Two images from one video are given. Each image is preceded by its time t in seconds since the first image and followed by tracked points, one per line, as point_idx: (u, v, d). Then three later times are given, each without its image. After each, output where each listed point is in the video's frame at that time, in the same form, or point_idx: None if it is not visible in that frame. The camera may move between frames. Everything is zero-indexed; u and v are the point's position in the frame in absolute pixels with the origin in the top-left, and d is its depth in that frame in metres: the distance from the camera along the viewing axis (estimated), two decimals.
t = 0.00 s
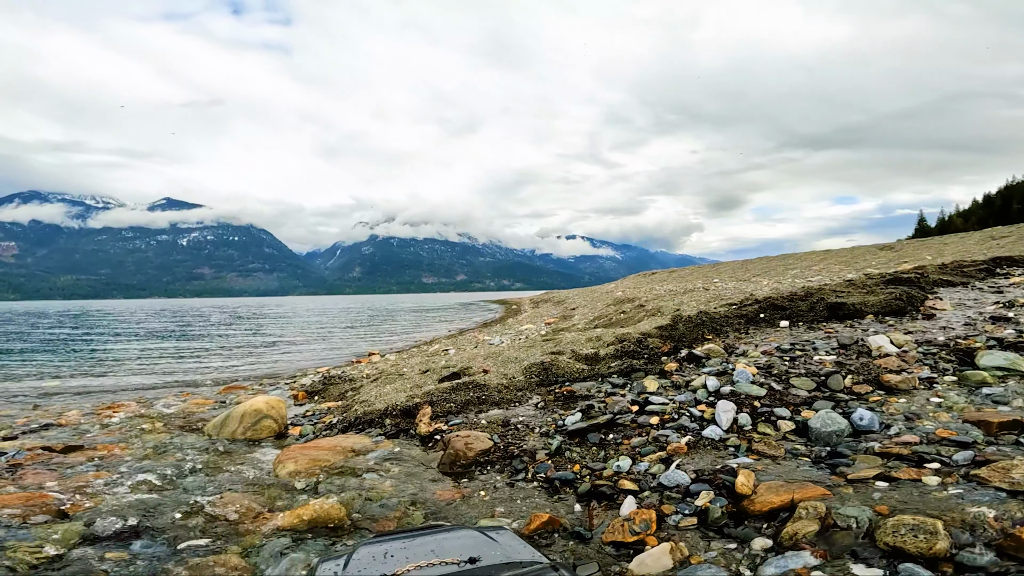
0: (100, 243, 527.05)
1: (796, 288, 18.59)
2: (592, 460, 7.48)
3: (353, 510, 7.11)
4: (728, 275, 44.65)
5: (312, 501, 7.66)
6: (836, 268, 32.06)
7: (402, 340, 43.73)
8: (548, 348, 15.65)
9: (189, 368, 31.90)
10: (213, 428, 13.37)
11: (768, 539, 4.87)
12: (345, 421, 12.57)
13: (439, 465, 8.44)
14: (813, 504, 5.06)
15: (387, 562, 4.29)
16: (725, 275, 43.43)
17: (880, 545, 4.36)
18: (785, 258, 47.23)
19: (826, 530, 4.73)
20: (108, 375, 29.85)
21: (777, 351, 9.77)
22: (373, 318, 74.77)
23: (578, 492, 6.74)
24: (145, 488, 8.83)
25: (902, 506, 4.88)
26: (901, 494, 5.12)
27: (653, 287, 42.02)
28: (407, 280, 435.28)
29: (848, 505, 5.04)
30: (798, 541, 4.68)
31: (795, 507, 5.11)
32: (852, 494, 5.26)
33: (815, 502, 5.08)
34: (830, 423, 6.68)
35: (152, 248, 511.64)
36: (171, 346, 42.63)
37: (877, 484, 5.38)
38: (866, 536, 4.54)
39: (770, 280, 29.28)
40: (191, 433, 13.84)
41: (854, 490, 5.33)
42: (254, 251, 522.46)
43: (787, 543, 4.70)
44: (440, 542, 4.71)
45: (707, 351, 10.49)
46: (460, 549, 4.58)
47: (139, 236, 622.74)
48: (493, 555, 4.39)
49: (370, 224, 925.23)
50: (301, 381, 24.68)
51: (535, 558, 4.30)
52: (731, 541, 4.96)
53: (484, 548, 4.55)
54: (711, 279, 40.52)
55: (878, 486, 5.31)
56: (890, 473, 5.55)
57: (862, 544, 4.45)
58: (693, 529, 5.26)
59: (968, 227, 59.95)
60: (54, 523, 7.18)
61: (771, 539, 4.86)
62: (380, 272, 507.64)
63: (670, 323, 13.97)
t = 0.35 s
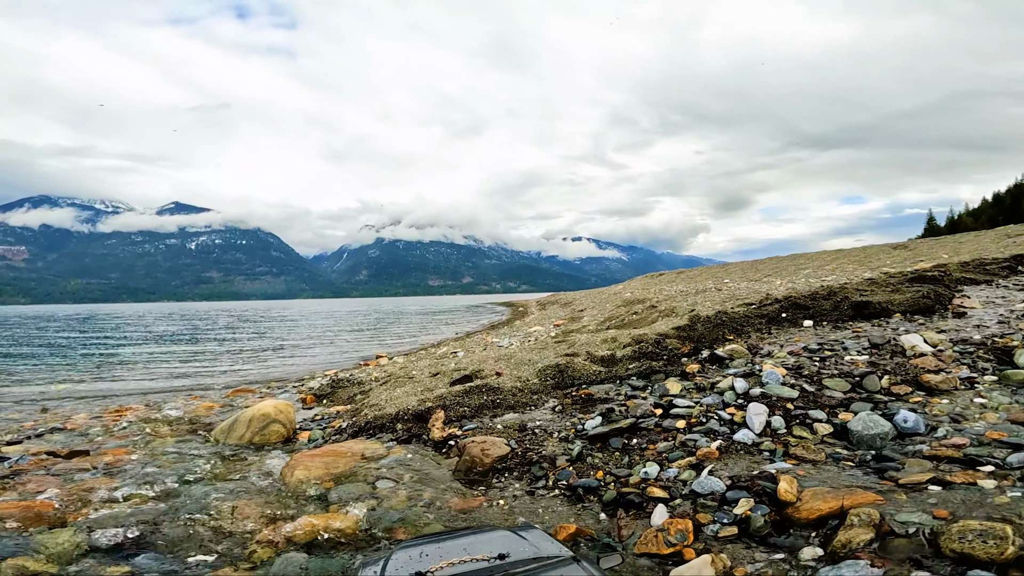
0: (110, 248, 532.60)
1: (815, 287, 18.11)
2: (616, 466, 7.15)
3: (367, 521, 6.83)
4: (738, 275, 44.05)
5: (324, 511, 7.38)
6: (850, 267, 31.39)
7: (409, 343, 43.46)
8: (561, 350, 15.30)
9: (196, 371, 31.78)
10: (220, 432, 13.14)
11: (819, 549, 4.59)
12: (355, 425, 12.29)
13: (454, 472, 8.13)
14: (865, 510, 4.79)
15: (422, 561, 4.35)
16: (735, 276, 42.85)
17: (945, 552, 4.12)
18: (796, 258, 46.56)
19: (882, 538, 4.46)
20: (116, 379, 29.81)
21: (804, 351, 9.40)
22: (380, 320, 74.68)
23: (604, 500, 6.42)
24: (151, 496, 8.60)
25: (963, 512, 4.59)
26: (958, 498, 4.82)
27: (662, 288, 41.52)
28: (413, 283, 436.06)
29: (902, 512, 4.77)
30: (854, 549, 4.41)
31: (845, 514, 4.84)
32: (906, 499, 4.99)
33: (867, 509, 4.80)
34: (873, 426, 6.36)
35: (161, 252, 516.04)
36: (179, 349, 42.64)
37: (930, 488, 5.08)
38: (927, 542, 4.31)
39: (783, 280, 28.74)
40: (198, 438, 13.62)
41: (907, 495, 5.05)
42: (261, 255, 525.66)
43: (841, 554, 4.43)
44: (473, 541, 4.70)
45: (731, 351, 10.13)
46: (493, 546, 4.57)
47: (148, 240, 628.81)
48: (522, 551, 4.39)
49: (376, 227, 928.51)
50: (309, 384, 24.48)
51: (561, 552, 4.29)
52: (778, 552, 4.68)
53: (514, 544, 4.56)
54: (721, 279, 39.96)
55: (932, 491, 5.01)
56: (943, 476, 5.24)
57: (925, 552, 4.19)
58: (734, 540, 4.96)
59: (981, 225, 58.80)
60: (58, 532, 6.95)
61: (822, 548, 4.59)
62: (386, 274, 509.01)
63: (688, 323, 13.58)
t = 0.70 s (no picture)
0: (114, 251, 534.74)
1: (829, 287, 17.69)
2: (636, 473, 6.84)
3: (375, 533, 6.50)
4: (744, 275, 43.56)
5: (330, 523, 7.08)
6: (859, 267, 30.89)
7: (412, 345, 43.15)
8: (570, 352, 14.95)
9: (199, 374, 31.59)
10: (221, 438, 12.85)
11: (868, 560, 4.34)
12: (360, 431, 11.99)
13: (464, 480, 7.81)
14: (916, 519, 4.52)
15: (449, 558, 4.30)
16: (741, 276, 42.40)
17: (1006, 560, 3.89)
18: (803, 258, 46.05)
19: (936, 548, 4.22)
20: (117, 382, 29.64)
21: (828, 352, 9.08)
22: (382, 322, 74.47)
23: (625, 510, 6.10)
24: (149, 507, 8.32)
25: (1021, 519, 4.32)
26: (1013, 505, 4.54)
27: (667, 288, 41.10)
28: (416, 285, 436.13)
29: (955, 519, 4.50)
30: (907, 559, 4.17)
31: (894, 524, 4.58)
32: (956, 507, 4.70)
33: (918, 517, 4.52)
34: (911, 430, 6.08)
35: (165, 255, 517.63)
36: (181, 352, 42.46)
37: (982, 495, 4.78)
38: (985, 550, 4.06)
39: (792, 280, 28.29)
40: (199, 444, 13.34)
41: (957, 502, 4.77)
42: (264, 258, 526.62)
43: (892, 564, 4.18)
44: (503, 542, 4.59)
45: (750, 353, 9.81)
46: (520, 544, 4.50)
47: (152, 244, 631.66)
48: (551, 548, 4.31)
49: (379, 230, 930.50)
50: (312, 387, 24.21)
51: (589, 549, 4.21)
52: (823, 565, 4.42)
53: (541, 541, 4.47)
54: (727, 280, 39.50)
55: (984, 498, 4.72)
56: (994, 482, 4.94)
57: (983, 562, 3.95)
58: (774, 554, 4.70)
59: (985, 223, 58.10)
60: (49, 545, 6.66)
61: (871, 560, 4.33)
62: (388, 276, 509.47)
63: (701, 324, 13.22)
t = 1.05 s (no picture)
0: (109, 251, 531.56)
1: (835, 288, 17.35)
2: (650, 484, 6.47)
3: (369, 548, 6.10)
4: (743, 276, 43.29)
5: (323, 537, 6.67)
6: (861, 268, 30.63)
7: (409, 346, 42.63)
8: (573, 355, 14.58)
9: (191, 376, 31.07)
10: (210, 444, 12.39)
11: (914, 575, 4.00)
12: (355, 437, 11.55)
13: (466, 491, 7.41)
14: (964, 532, 4.19)
15: (452, 572, 4.07)
16: (741, 277, 42.11)
17: None
18: (801, 259, 45.84)
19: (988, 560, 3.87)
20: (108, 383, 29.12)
21: (844, 355, 8.75)
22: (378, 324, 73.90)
23: (639, 524, 5.72)
24: (131, 518, 7.89)
25: None
26: None
27: (667, 290, 40.79)
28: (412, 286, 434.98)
29: (1005, 530, 4.15)
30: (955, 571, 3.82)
31: (939, 537, 4.24)
32: (1004, 516, 4.35)
33: (965, 530, 4.19)
34: (944, 438, 5.76)
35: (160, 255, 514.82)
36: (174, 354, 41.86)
37: None
38: None
39: (794, 282, 27.97)
40: (188, 449, 12.89)
41: (1003, 511, 4.42)
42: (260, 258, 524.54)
43: None
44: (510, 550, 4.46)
45: (762, 356, 9.47)
46: (525, 555, 4.29)
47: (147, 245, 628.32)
48: (559, 560, 4.10)
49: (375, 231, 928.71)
50: (307, 390, 23.71)
51: (599, 562, 4.03)
52: None
53: (547, 552, 4.27)
54: (727, 281, 39.22)
55: None
56: None
57: None
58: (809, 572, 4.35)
59: (980, 224, 57.84)
60: (18, 558, 6.23)
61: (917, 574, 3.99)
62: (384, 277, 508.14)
63: (708, 325, 12.84)
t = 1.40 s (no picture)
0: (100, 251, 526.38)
1: (838, 290, 17.09)
2: (660, 494, 6.14)
3: (363, 564, 5.74)
4: (740, 278, 43.08)
5: (313, 551, 6.30)
6: (859, 270, 30.47)
7: (404, 348, 42.16)
8: (572, 358, 14.24)
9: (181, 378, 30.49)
10: (198, 450, 11.96)
11: None
12: (348, 442, 11.16)
13: (464, 502, 7.04)
14: (1003, 545, 3.91)
15: None
16: (738, 279, 41.89)
17: None
18: (798, 261, 45.73)
19: None
20: (96, 385, 28.52)
21: (855, 359, 8.49)
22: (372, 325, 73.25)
23: (651, 537, 5.39)
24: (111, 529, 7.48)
25: None
26: None
27: (664, 291, 40.54)
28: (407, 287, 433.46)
29: None
30: None
31: (977, 550, 3.96)
32: None
33: (1005, 543, 3.92)
34: (969, 445, 5.48)
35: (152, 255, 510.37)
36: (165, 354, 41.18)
37: None
38: None
39: (793, 283, 27.74)
40: (175, 455, 12.44)
41: None
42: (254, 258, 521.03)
43: None
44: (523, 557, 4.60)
45: (770, 360, 9.19)
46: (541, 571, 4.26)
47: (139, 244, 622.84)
48: None
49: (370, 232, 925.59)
50: (299, 392, 23.24)
51: None
52: None
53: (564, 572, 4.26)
54: (724, 283, 38.98)
55: None
56: None
57: None
58: None
59: (973, 227, 57.77)
60: None
61: None
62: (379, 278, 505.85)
63: (711, 328, 12.55)
